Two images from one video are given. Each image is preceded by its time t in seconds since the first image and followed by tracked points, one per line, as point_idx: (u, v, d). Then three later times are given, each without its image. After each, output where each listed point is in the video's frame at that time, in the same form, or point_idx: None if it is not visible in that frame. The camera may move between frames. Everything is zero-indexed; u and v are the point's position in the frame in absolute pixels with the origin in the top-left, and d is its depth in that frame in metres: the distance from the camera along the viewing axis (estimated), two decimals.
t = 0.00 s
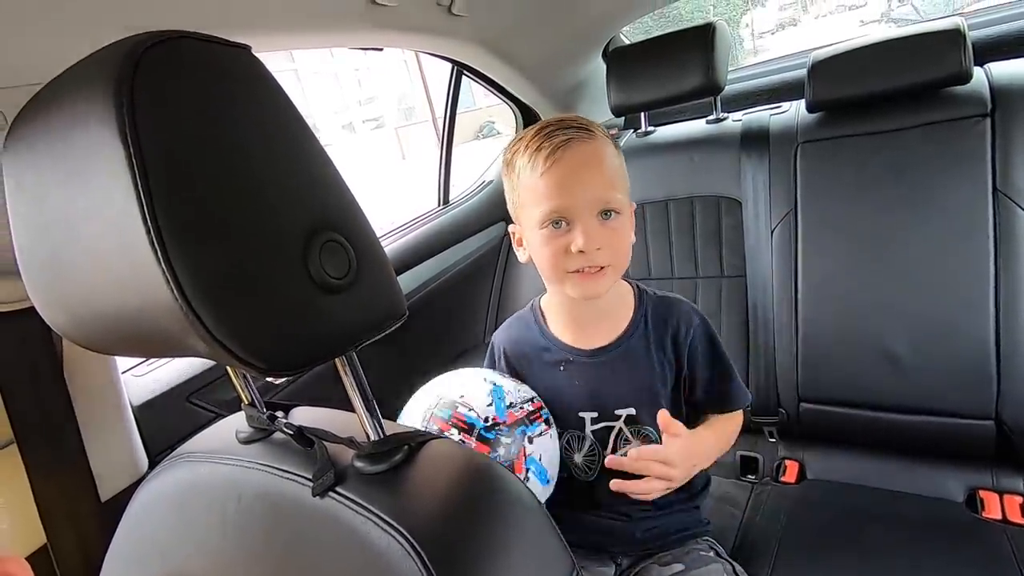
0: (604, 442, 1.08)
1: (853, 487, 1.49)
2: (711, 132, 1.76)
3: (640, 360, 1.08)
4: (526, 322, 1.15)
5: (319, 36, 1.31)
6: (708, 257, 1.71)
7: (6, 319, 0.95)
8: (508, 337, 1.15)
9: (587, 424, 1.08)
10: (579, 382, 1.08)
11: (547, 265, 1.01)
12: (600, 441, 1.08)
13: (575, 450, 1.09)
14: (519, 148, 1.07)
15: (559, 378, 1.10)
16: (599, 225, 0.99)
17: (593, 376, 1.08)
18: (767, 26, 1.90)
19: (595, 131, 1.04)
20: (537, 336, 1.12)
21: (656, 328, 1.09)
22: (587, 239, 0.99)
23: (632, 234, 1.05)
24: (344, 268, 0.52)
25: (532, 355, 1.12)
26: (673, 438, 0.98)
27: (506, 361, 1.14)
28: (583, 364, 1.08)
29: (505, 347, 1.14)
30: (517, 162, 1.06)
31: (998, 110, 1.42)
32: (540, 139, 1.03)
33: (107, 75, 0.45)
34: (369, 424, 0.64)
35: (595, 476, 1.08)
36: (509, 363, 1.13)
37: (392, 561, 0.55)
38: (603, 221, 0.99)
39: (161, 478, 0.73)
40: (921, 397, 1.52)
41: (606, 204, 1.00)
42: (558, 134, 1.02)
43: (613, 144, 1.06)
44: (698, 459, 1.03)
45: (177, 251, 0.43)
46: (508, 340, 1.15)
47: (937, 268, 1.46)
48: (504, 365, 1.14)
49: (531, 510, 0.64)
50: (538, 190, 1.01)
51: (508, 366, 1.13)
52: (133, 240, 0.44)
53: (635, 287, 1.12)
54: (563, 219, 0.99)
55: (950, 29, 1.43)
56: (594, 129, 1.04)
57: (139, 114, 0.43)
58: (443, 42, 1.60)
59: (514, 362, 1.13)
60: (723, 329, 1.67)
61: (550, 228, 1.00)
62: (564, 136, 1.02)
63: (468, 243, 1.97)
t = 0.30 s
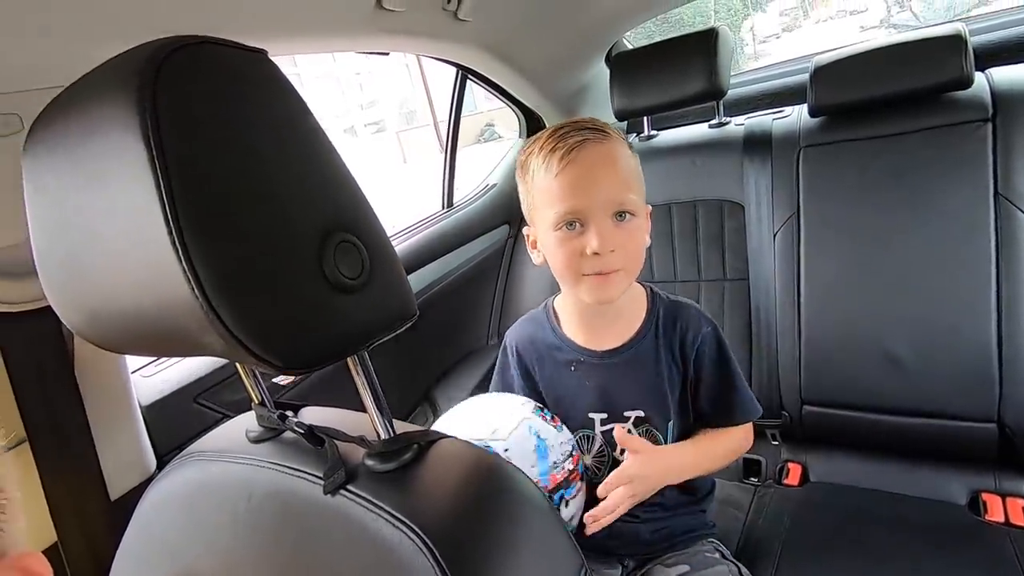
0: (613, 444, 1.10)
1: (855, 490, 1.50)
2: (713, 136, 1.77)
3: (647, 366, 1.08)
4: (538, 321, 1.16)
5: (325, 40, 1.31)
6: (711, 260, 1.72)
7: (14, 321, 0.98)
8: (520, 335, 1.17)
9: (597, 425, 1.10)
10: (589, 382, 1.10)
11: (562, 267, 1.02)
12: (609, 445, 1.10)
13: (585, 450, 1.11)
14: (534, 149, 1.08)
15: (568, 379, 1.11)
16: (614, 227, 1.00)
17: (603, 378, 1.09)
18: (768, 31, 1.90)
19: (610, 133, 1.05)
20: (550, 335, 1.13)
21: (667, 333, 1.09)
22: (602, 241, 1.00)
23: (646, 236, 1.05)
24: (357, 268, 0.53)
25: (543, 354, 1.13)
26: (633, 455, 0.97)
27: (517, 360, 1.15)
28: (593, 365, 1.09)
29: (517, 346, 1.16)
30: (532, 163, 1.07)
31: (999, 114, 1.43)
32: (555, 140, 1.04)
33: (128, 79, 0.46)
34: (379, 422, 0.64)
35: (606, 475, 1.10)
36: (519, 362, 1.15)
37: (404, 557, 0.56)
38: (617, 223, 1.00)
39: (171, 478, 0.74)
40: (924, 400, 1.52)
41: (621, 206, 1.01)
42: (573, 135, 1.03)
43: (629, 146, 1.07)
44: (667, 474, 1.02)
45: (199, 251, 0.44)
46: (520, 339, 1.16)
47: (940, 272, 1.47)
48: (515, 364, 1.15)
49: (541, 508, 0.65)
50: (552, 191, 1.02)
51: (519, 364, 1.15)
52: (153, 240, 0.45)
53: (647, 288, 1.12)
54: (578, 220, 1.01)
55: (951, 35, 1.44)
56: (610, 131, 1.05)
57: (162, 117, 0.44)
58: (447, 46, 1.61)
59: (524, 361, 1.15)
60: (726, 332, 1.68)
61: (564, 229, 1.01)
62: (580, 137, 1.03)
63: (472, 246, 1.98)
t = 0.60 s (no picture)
0: (625, 434, 1.08)
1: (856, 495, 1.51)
2: (716, 143, 1.79)
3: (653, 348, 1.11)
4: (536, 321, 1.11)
5: (334, 45, 1.33)
6: (713, 266, 1.73)
7: (25, 316, 0.99)
8: (517, 339, 1.09)
9: (614, 416, 1.07)
10: (603, 374, 1.08)
11: (552, 267, 1.03)
12: (621, 433, 1.08)
13: (596, 446, 1.07)
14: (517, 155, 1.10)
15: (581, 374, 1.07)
16: (601, 225, 1.02)
17: (615, 367, 1.08)
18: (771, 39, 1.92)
19: (591, 135, 1.08)
20: (555, 333, 1.08)
21: (660, 320, 1.15)
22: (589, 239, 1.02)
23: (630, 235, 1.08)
24: (370, 266, 0.54)
25: (552, 349, 1.08)
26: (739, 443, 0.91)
27: (525, 361, 1.06)
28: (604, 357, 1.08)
29: (522, 345, 1.07)
30: (517, 168, 1.08)
31: (998, 123, 1.44)
32: (539, 144, 1.06)
33: (154, 83, 0.47)
34: (387, 419, 0.66)
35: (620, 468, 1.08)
36: (527, 364, 1.06)
37: (412, 551, 0.58)
38: (603, 221, 1.02)
39: (178, 477, 0.75)
40: (924, 406, 1.53)
41: (606, 204, 1.03)
42: (556, 138, 1.05)
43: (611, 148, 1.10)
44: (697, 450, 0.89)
45: (221, 250, 0.46)
46: (519, 341, 1.08)
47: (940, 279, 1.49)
48: (523, 365, 1.05)
49: (545, 505, 0.66)
50: (538, 193, 1.03)
51: (528, 363, 1.05)
52: (178, 239, 0.47)
53: (631, 287, 1.17)
54: (565, 221, 1.02)
55: (952, 45, 1.46)
56: (591, 133, 1.08)
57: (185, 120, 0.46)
58: (454, 51, 1.63)
59: (532, 358, 1.06)
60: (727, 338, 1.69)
61: (553, 230, 1.02)
62: (563, 140, 1.05)
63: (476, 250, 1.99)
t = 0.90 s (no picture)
0: (648, 436, 1.10)
1: (856, 502, 1.51)
2: (718, 150, 1.79)
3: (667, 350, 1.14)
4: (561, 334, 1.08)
5: (338, 50, 1.34)
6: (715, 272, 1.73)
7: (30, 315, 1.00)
8: (544, 354, 1.06)
9: (643, 420, 1.09)
10: (632, 379, 1.08)
11: (588, 277, 1.03)
12: (647, 435, 1.10)
13: (625, 453, 1.08)
14: (527, 167, 1.08)
15: (612, 384, 1.07)
16: (632, 228, 1.03)
17: (642, 371, 1.09)
18: (772, 46, 1.93)
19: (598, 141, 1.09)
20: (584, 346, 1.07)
21: (666, 319, 1.17)
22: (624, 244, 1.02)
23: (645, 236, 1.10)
24: (374, 269, 0.55)
25: (583, 361, 1.06)
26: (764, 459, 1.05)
27: (558, 379, 1.04)
28: (630, 361, 1.08)
29: (554, 362, 1.05)
30: (530, 181, 1.06)
31: (999, 133, 1.45)
32: (551, 152, 1.05)
33: (162, 87, 0.48)
34: (390, 421, 0.66)
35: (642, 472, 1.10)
36: (561, 377, 1.04)
37: (413, 553, 0.58)
38: (632, 224, 1.04)
39: (180, 477, 0.75)
40: (925, 414, 1.54)
41: (631, 207, 1.04)
42: (572, 147, 1.05)
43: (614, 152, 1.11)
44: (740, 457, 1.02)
45: (227, 250, 0.47)
46: (549, 358, 1.05)
47: (941, 287, 1.49)
48: (557, 384, 1.03)
49: (546, 509, 0.66)
50: (564, 204, 1.03)
51: (563, 377, 1.04)
52: (182, 239, 0.47)
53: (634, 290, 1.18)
54: (598, 229, 1.02)
55: (952, 54, 1.46)
56: (595, 139, 1.08)
57: (193, 124, 0.47)
58: (457, 56, 1.64)
59: (566, 373, 1.04)
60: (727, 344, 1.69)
61: (588, 239, 1.02)
62: (577, 148, 1.05)
63: (478, 254, 2.00)
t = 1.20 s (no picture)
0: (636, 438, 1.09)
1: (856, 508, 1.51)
2: (720, 155, 1.79)
3: (659, 352, 1.13)
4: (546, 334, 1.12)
5: (342, 53, 1.35)
6: (716, 277, 1.74)
7: (35, 314, 1.02)
8: (528, 351, 1.10)
9: (624, 420, 1.09)
10: (613, 380, 1.09)
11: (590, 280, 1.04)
12: (632, 437, 1.09)
13: (608, 453, 1.08)
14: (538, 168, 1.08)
15: (591, 382, 1.09)
16: (636, 236, 1.04)
17: (622, 373, 1.10)
18: (774, 53, 1.94)
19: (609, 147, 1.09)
20: (567, 344, 1.09)
21: (661, 317, 1.16)
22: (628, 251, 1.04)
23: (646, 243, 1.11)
24: (378, 270, 0.55)
25: (564, 361, 1.09)
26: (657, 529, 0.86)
27: (537, 377, 1.08)
28: (615, 363, 1.09)
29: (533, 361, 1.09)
30: (541, 182, 1.06)
31: (1001, 140, 1.45)
32: (564, 155, 1.05)
33: (170, 90, 0.49)
34: (392, 422, 0.66)
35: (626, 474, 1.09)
36: (539, 374, 1.07)
37: (415, 554, 0.58)
38: (636, 231, 1.05)
39: (182, 477, 0.76)
40: (925, 420, 1.54)
41: (636, 215, 1.05)
42: (585, 152, 1.05)
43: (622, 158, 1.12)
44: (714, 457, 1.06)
45: (233, 251, 0.47)
46: (531, 354, 1.09)
47: (943, 294, 1.49)
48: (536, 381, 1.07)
49: (547, 512, 0.66)
50: (575, 208, 1.03)
51: (540, 373, 1.07)
52: (190, 240, 0.48)
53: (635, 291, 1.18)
54: (604, 234, 1.03)
55: (953, 62, 1.47)
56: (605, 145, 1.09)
57: (201, 126, 0.47)
58: (460, 60, 1.65)
59: (543, 370, 1.08)
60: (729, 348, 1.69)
61: (593, 244, 1.03)
62: (591, 153, 1.05)
63: (480, 257, 2.01)
